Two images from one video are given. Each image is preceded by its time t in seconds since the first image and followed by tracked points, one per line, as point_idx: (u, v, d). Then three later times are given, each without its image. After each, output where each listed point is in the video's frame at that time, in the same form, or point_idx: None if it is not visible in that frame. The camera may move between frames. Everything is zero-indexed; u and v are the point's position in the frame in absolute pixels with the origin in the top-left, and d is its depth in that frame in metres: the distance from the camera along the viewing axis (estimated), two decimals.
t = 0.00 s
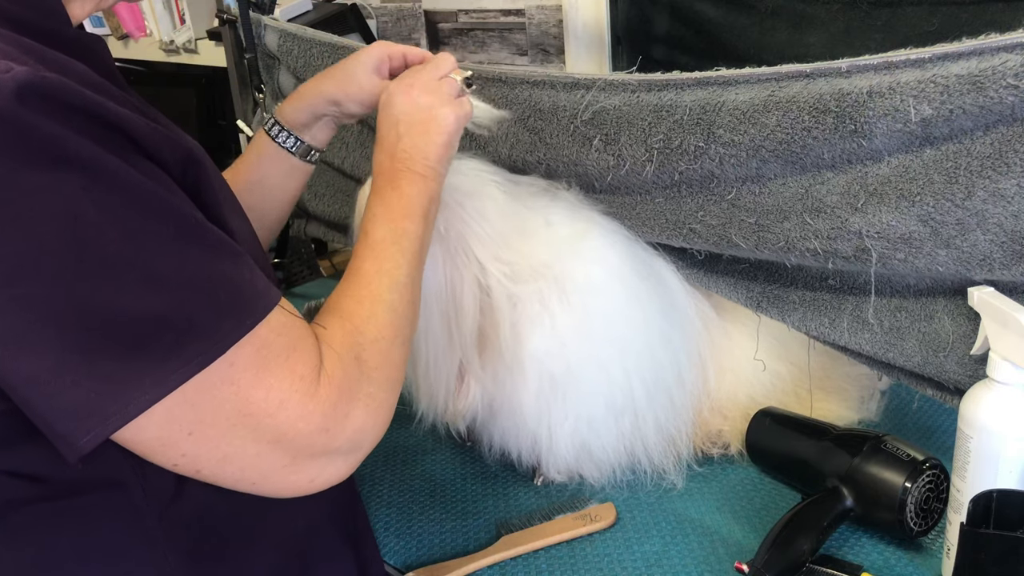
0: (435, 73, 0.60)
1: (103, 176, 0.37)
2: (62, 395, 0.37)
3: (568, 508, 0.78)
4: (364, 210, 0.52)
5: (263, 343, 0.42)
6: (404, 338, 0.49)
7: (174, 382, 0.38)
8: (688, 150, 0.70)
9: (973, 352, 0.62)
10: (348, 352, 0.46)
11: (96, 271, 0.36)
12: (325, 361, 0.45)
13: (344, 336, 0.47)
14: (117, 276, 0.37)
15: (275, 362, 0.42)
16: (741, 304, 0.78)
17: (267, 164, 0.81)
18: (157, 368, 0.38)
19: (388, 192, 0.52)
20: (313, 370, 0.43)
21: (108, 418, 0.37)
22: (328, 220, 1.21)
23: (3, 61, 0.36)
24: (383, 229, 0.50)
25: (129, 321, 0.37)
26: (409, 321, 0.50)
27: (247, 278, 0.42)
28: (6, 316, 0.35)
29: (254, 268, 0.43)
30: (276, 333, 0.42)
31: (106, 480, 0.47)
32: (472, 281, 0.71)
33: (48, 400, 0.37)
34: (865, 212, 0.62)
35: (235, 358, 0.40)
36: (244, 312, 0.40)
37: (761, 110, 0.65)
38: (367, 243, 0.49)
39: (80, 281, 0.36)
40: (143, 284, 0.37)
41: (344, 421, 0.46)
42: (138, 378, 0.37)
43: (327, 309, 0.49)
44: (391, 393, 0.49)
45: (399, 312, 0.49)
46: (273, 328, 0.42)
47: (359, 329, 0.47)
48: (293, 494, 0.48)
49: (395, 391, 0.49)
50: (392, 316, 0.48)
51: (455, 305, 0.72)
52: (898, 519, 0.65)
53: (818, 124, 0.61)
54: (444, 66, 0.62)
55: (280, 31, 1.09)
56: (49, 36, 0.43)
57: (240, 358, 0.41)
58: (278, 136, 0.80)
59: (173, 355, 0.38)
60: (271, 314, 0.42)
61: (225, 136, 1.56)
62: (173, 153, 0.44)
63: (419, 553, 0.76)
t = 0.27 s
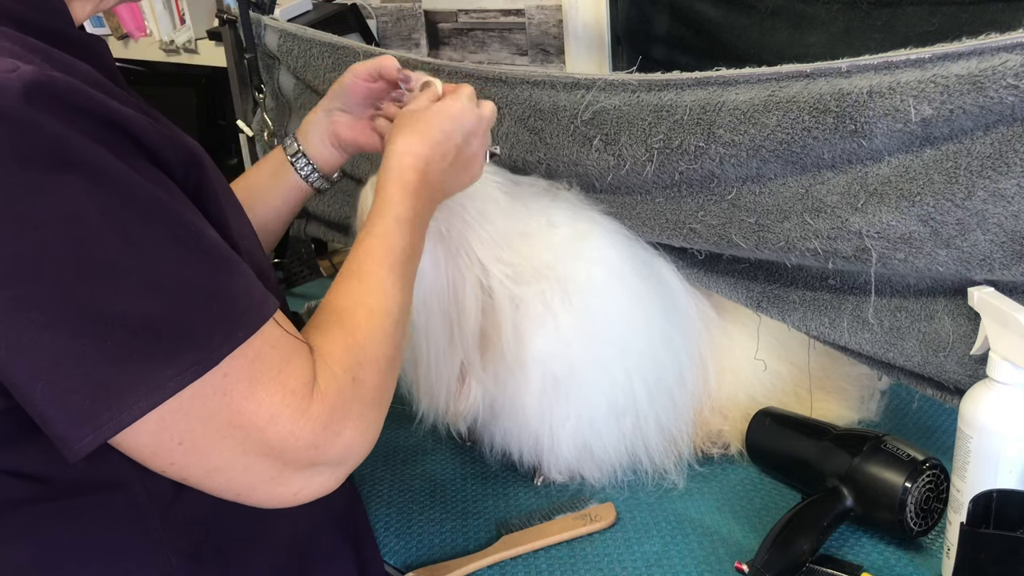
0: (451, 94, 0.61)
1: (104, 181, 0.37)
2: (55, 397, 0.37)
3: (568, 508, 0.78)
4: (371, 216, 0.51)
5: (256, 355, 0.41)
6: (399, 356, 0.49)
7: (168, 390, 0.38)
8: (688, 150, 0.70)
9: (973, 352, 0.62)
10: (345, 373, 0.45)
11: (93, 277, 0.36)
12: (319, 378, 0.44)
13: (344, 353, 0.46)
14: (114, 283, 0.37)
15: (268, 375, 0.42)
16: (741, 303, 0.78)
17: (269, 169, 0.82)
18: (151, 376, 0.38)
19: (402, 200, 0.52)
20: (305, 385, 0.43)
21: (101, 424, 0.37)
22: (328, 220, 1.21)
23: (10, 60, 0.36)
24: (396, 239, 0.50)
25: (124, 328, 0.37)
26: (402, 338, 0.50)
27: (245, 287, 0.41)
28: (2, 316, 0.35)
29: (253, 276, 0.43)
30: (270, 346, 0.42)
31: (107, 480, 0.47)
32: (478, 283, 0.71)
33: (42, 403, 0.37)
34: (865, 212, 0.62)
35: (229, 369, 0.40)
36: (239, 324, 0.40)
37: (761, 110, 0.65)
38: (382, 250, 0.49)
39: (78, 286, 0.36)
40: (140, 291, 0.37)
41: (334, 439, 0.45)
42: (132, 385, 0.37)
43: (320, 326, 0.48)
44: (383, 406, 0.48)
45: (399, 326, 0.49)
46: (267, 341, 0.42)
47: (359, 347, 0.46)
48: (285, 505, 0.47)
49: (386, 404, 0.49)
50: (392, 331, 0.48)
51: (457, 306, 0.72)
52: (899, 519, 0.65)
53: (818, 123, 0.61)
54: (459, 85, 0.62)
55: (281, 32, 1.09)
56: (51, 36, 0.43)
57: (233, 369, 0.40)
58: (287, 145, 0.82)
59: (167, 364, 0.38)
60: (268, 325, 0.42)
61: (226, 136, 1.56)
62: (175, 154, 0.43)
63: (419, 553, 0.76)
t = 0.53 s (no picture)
0: (451, 90, 0.58)
1: (106, 179, 0.37)
2: (55, 397, 0.37)
3: (568, 508, 0.78)
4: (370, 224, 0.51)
5: (257, 354, 0.41)
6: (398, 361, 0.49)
7: (168, 390, 0.38)
8: (688, 150, 0.70)
9: (973, 352, 0.62)
10: (342, 371, 0.45)
11: (93, 276, 0.36)
12: (319, 378, 0.44)
13: (341, 354, 0.46)
14: (114, 282, 0.36)
15: (268, 374, 0.42)
16: (741, 303, 0.78)
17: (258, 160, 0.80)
18: (151, 376, 0.37)
19: (403, 205, 0.52)
20: (305, 384, 0.43)
21: (102, 424, 0.37)
22: (328, 220, 1.21)
23: (12, 59, 0.36)
24: (394, 243, 0.50)
25: (125, 328, 0.37)
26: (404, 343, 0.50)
27: (244, 288, 0.41)
28: (2, 316, 0.35)
29: (253, 276, 0.43)
30: (270, 345, 0.42)
31: (108, 482, 0.47)
32: (478, 283, 0.71)
33: (44, 402, 0.37)
34: (865, 212, 0.62)
35: (230, 368, 0.40)
36: (239, 324, 0.40)
37: (761, 110, 0.65)
38: (377, 257, 0.49)
39: (79, 285, 0.36)
40: (140, 291, 0.37)
41: (330, 440, 0.45)
42: (132, 385, 0.37)
43: (320, 326, 0.48)
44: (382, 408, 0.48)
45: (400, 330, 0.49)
46: (267, 340, 0.42)
47: (358, 349, 0.46)
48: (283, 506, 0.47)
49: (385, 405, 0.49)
50: (391, 335, 0.48)
51: (457, 307, 0.72)
52: (899, 519, 0.65)
53: (818, 123, 0.61)
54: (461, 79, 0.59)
55: (280, 31, 1.09)
56: (54, 35, 0.43)
57: (234, 367, 0.40)
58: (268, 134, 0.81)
59: (167, 364, 0.38)
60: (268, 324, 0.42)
61: (226, 136, 1.56)
62: (176, 152, 0.43)
63: (419, 553, 0.76)
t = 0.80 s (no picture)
0: (477, 127, 0.55)
1: (110, 180, 0.37)
2: (59, 397, 0.37)
3: (568, 508, 0.78)
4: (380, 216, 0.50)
5: (257, 360, 0.41)
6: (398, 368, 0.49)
7: (170, 392, 0.38)
8: (689, 150, 0.71)
9: (973, 352, 0.62)
10: (343, 382, 0.45)
11: (97, 277, 0.36)
12: (318, 386, 0.44)
13: (342, 363, 0.46)
14: (117, 283, 0.36)
15: (268, 380, 0.42)
16: (741, 302, 0.78)
17: (263, 168, 0.80)
18: (153, 378, 0.37)
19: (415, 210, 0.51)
20: (304, 391, 0.43)
21: (104, 425, 0.37)
22: (328, 220, 1.21)
23: (18, 58, 0.36)
24: (405, 246, 0.50)
25: (127, 329, 0.37)
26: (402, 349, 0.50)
27: (248, 290, 0.41)
28: (7, 315, 0.35)
29: (256, 278, 0.43)
30: (269, 351, 0.42)
31: (109, 482, 0.47)
32: (482, 280, 0.71)
33: (47, 402, 0.37)
34: (865, 212, 0.62)
35: (230, 372, 0.40)
36: (241, 327, 0.40)
37: (762, 110, 0.65)
38: (388, 254, 0.49)
39: (82, 285, 0.36)
40: (143, 293, 0.37)
41: (328, 448, 0.45)
42: (135, 387, 0.37)
43: (320, 330, 0.48)
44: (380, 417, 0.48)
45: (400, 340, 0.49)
46: (266, 344, 0.42)
47: (361, 356, 0.46)
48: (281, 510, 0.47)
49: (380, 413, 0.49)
50: (394, 340, 0.48)
51: (469, 300, 0.71)
52: (899, 519, 0.65)
53: (818, 124, 0.61)
54: (491, 117, 0.56)
55: (280, 31, 1.09)
56: (56, 35, 0.43)
57: (234, 372, 0.40)
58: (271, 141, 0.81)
59: (170, 365, 0.38)
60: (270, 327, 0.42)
61: (226, 136, 1.56)
62: (179, 153, 0.44)
63: (419, 553, 0.76)
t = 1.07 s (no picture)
0: (457, 117, 0.56)
1: (112, 180, 0.37)
2: (60, 398, 0.37)
3: (568, 508, 0.78)
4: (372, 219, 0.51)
5: (259, 359, 0.41)
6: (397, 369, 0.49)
7: (172, 394, 0.38)
8: (688, 150, 0.71)
9: (973, 352, 0.62)
10: (343, 380, 0.46)
11: (99, 278, 0.36)
12: (319, 387, 0.44)
13: (342, 363, 0.46)
14: (119, 283, 0.36)
15: (270, 380, 0.41)
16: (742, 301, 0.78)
17: (278, 175, 0.81)
18: (155, 379, 0.37)
19: (404, 205, 0.52)
20: (307, 391, 0.43)
21: (106, 426, 0.37)
22: (329, 220, 1.21)
23: (19, 58, 0.36)
24: (397, 242, 0.50)
25: (128, 330, 0.37)
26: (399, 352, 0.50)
27: (249, 291, 0.41)
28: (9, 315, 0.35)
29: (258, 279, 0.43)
30: (271, 352, 0.42)
31: (110, 481, 0.47)
32: (488, 288, 0.71)
33: (50, 404, 0.37)
34: (865, 212, 0.62)
35: (232, 372, 0.40)
36: (244, 327, 0.40)
37: (761, 110, 0.65)
38: (382, 255, 0.49)
39: (83, 286, 0.36)
40: (145, 294, 0.37)
41: (330, 449, 0.45)
42: (136, 388, 0.37)
43: (319, 331, 0.48)
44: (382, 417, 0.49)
45: (399, 338, 0.49)
46: (269, 345, 0.42)
47: (359, 355, 0.47)
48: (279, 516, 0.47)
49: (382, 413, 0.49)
50: (391, 338, 0.49)
51: (460, 307, 0.72)
52: (899, 519, 0.65)
53: (818, 123, 0.61)
54: (472, 108, 0.56)
55: (280, 32, 1.09)
56: (59, 35, 0.43)
57: (236, 372, 0.40)
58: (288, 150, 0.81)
59: (172, 366, 0.38)
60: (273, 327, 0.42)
61: (226, 136, 1.57)
62: (181, 153, 0.43)
63: (419, 553, 0.76)
